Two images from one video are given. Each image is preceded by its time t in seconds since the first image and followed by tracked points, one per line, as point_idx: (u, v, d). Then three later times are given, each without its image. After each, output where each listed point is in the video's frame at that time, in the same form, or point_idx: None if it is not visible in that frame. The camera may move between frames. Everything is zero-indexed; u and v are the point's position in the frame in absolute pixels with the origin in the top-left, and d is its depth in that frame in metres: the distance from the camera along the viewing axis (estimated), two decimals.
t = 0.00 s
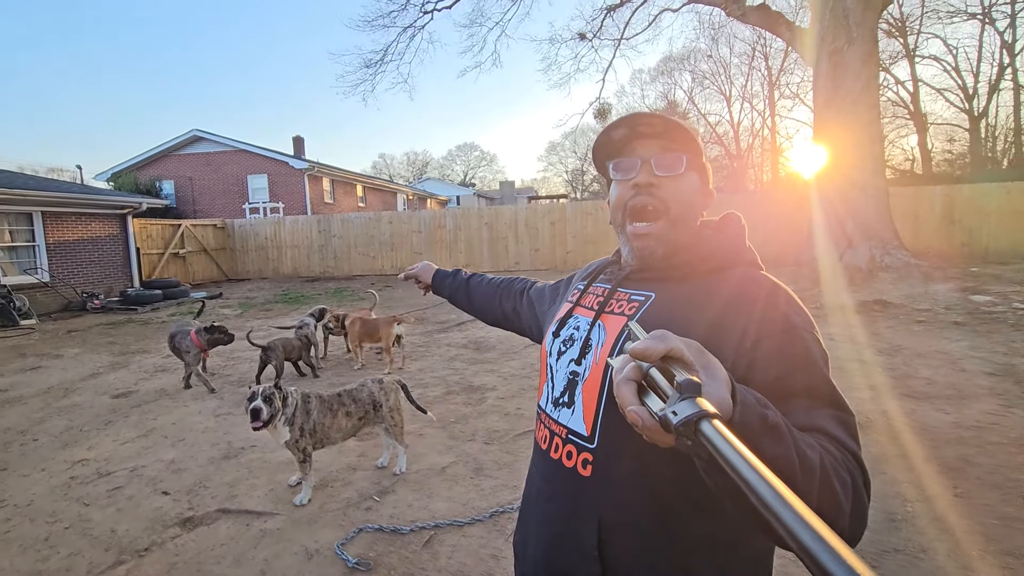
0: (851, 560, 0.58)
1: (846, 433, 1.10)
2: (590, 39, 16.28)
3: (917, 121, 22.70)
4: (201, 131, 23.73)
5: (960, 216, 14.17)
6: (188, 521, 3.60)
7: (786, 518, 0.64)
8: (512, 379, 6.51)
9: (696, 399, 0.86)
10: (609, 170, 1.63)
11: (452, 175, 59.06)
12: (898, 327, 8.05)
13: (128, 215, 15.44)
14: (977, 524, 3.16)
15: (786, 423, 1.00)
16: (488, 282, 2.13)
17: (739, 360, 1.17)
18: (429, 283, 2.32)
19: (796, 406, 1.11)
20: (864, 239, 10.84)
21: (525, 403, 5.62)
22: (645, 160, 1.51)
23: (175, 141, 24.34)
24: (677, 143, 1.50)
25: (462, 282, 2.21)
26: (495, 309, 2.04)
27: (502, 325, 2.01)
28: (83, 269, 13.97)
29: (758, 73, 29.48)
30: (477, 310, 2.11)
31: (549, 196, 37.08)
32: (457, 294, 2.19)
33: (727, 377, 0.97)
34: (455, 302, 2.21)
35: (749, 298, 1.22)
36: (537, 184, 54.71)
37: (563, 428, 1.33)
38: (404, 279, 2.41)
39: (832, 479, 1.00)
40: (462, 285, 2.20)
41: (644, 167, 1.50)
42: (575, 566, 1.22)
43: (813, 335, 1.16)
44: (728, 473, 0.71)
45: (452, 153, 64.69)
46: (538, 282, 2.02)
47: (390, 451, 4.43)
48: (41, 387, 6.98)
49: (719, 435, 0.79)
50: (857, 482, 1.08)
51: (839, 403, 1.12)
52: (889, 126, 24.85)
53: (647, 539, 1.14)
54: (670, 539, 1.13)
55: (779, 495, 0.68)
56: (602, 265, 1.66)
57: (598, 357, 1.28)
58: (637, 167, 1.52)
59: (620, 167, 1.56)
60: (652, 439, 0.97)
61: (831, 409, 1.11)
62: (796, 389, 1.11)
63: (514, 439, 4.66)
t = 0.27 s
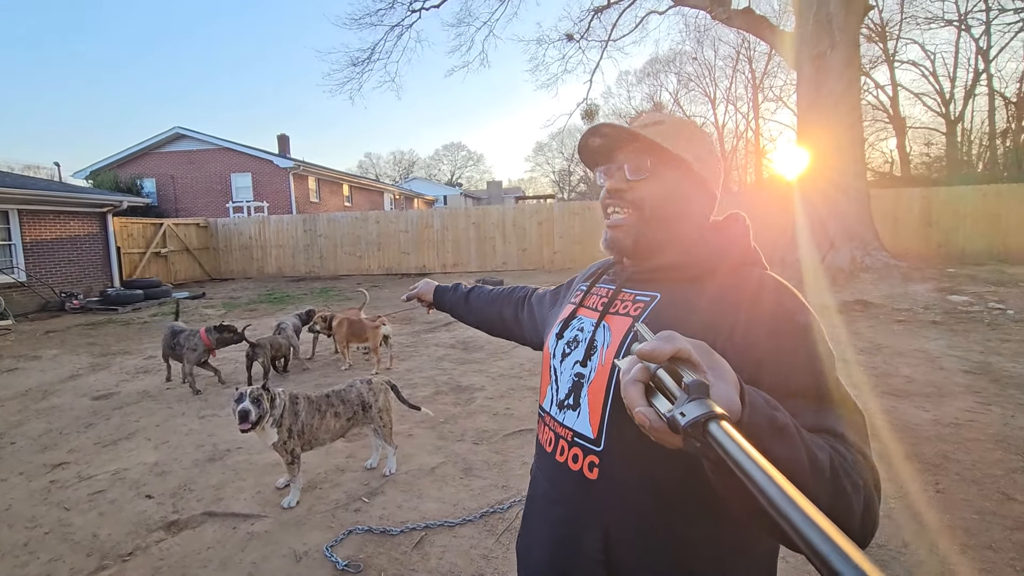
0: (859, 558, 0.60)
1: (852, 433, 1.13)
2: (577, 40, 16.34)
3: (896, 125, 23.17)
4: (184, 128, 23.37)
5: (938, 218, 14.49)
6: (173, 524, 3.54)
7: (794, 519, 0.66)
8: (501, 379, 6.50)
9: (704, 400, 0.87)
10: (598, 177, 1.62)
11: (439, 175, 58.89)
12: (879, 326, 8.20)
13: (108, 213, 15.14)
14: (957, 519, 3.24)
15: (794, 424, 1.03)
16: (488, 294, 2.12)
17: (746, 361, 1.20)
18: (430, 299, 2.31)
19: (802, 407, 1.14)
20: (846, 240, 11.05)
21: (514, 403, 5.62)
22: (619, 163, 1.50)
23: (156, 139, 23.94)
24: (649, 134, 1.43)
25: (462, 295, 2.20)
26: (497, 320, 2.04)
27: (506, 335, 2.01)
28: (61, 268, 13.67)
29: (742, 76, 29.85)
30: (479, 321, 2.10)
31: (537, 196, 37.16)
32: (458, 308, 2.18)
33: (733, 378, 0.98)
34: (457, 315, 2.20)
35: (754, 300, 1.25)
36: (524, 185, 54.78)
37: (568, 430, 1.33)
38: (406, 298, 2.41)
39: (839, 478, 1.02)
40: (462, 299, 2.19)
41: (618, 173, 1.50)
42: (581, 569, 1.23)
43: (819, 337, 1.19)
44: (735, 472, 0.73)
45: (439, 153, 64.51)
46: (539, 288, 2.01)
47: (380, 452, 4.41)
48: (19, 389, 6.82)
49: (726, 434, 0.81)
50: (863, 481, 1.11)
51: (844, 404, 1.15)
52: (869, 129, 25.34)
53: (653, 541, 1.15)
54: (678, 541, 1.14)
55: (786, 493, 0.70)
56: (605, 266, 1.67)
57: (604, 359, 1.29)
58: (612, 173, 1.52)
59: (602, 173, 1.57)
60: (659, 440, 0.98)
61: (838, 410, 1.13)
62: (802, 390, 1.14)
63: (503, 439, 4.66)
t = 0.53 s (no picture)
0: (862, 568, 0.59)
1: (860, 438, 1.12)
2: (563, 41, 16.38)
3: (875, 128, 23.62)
4: (164, 126, 22.94)
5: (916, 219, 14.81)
6: (157, 530, 3.46)
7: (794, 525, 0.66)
8: (490, 379, 6.48)
9: (708, 404, 0.87)
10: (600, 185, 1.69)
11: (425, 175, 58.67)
12: (862, 325, 8.35)
13: (86, 212, 14.80)
14: (942, 513, 3.30)
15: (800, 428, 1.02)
16: (497, 291, 2.12)
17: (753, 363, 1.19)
18: (438, 297, 2.30)
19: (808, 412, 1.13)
20: (828, 241, 11.23)
21: (504, 403, 5.61)
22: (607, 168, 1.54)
23: (136, 136, 23.46)
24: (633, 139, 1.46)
25: (471, 292, 2.19)
26: (506, 318, 2.03)
27: (515, 333, 2.00)
28: (37, 268, 13.33)
29: (725, 78, 30.19)
30: (488, 318, 2.09)
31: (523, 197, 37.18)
32: (467, 305, 2.17)
33: (739, 382, 0.97)
34: (466, 313, 2.19)
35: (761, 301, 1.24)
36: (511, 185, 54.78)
37: (573, 428, 1.32)
38: (413, 296, 2.41)
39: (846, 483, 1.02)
40: (471, 296, 2.17)
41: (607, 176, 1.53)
42: (583, 568, 1.22)
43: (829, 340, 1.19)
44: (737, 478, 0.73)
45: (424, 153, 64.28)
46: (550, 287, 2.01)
47: (369, 454, 4.36)
48: None
49: (728, 439, 0.80)
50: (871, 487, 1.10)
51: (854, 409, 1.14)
52: (849, 132, 25.81)
53: (656, 542, 1.15)
54: (681, 542, 1.13)
55: (789, 501, 0.69)
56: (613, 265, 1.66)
57: (609, 358, 1.29)
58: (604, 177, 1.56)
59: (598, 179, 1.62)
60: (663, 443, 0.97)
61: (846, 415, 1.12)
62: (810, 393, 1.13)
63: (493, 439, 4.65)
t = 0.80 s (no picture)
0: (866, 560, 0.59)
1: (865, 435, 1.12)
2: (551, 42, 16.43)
3: (856, 130, 24.04)
4: (146, 123, 22.56)
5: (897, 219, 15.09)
6: (143, 533, 3.40)
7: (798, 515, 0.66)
8: (480, 379, 6.47)
9: (711, 396, 0.87)
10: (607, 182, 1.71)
11: (412, 175, 58.41)
12: (846, 323, 8.47)
13: (66, 211, 14.50)
14: (927, 507, 3.35)
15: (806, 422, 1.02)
16: (506, 283, 2.11)
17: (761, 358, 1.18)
18: (447, 289, 2.30)
19: (815, 409, 1.12)
20: (812, 241, 11.39)
21: (494, 402, 5.60)
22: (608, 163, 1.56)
23: (117, 134, 23.04)
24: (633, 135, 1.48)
25: (480, 284, 2.19)
26: (514, 310, 2.02)
27: (522, 325, 1.98)
28: (14, 268, 13.01)
29: (710, 80, 30.48)
30: (497, 309, 2.08)
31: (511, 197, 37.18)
32: (476, 296, 2.17)
33: (743, 375, 0.98)
34: (474, 304, 2.19)
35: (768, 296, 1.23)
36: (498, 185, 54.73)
37: (577, 420, 1.32)
38: (421, 287, 2.40)
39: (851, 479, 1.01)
40: (480, 288, 2.17)
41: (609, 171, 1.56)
42: (585, 560, 1.23)
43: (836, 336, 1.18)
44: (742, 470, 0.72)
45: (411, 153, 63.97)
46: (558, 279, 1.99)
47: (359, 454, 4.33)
48: None
49: (733, 431, 0.80)
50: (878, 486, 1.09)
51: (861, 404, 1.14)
52: (831, 133, 26.21)
53: (658, 534, 1.15)
54: (684, 534, 1.14)
55: (794, 492, 0.69)
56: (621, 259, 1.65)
57: (614, 350, 1.29)
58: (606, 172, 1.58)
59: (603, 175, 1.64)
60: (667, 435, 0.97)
61: (853, 411, 1.12)
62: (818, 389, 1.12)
63: (484, 439, 4.64)
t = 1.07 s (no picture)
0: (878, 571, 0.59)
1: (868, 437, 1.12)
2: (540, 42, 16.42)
3: (842, 132, 24.34)
4: (130, 121, 22.19)
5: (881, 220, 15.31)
6: (130, 539, 3.33)
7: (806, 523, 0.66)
8: (471, 379, 6.44)
9: (716, 401, 0.86)
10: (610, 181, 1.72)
11: (401, 175, 58.07)
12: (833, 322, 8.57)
13: (47, 210, 14.22)
14: (916, 503, 3.39)
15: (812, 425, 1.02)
16: (511, 278, 2.10)
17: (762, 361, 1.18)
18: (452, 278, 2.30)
19: (819, 411, 1.12)
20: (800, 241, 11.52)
21: (487, 402, 5.58)
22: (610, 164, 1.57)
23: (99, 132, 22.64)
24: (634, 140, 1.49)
25: (484, 275, 2.17)
26: (517, 306, 2.02)
27: (524, 322, 1.98)
28: None
29: (698, 81, 30.67)
30: (500, 304, 2.08)
31: (500, 196, 37.12)
32: (480, 288, 2.16)
33: (748, 378, 0.97)
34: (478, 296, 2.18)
35: (769, 299, 1.23)
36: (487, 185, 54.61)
37: (579, 422, 1.32)
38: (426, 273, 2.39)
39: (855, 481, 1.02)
40: (484, 279, 2.16)
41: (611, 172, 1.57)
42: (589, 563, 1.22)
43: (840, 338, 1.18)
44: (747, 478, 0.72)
45: (400, 153, 63.64)
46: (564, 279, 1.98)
47: (351, 456, 4.29)
48: None
49: (739, 436, 0.80)
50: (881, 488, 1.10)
51: (863, 406, 1.14)
52: (817, 135, 26.51)
53: (663, 537, 1.14)
54: (688, 537, 1.13)
55: (801, 500, 0.68)
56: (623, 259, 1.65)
57: (616, 352, 1.28)
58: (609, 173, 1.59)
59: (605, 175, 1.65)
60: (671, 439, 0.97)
61: (855, 414, 1.12)
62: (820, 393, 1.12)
63: (477, 440, 4.62)
